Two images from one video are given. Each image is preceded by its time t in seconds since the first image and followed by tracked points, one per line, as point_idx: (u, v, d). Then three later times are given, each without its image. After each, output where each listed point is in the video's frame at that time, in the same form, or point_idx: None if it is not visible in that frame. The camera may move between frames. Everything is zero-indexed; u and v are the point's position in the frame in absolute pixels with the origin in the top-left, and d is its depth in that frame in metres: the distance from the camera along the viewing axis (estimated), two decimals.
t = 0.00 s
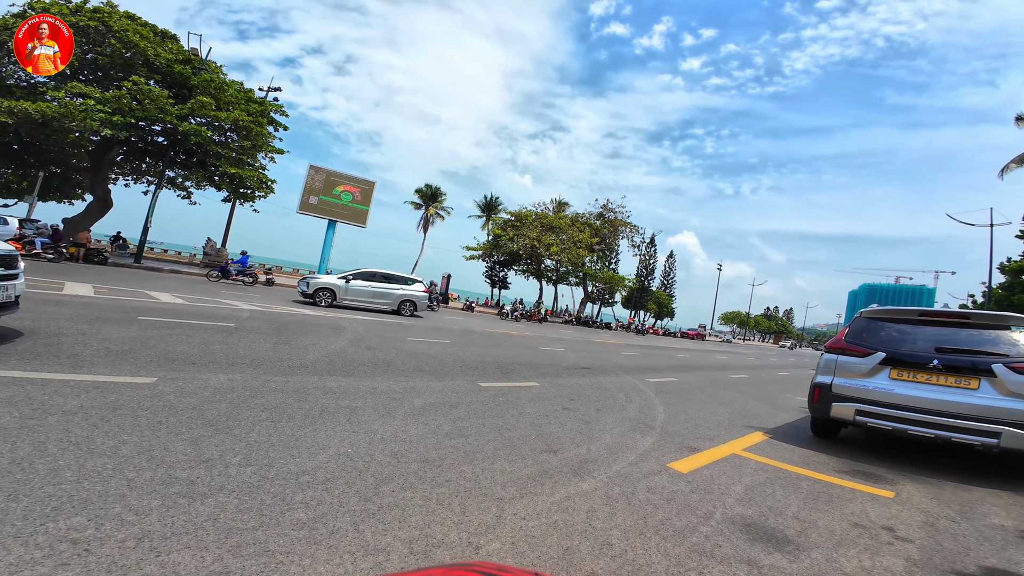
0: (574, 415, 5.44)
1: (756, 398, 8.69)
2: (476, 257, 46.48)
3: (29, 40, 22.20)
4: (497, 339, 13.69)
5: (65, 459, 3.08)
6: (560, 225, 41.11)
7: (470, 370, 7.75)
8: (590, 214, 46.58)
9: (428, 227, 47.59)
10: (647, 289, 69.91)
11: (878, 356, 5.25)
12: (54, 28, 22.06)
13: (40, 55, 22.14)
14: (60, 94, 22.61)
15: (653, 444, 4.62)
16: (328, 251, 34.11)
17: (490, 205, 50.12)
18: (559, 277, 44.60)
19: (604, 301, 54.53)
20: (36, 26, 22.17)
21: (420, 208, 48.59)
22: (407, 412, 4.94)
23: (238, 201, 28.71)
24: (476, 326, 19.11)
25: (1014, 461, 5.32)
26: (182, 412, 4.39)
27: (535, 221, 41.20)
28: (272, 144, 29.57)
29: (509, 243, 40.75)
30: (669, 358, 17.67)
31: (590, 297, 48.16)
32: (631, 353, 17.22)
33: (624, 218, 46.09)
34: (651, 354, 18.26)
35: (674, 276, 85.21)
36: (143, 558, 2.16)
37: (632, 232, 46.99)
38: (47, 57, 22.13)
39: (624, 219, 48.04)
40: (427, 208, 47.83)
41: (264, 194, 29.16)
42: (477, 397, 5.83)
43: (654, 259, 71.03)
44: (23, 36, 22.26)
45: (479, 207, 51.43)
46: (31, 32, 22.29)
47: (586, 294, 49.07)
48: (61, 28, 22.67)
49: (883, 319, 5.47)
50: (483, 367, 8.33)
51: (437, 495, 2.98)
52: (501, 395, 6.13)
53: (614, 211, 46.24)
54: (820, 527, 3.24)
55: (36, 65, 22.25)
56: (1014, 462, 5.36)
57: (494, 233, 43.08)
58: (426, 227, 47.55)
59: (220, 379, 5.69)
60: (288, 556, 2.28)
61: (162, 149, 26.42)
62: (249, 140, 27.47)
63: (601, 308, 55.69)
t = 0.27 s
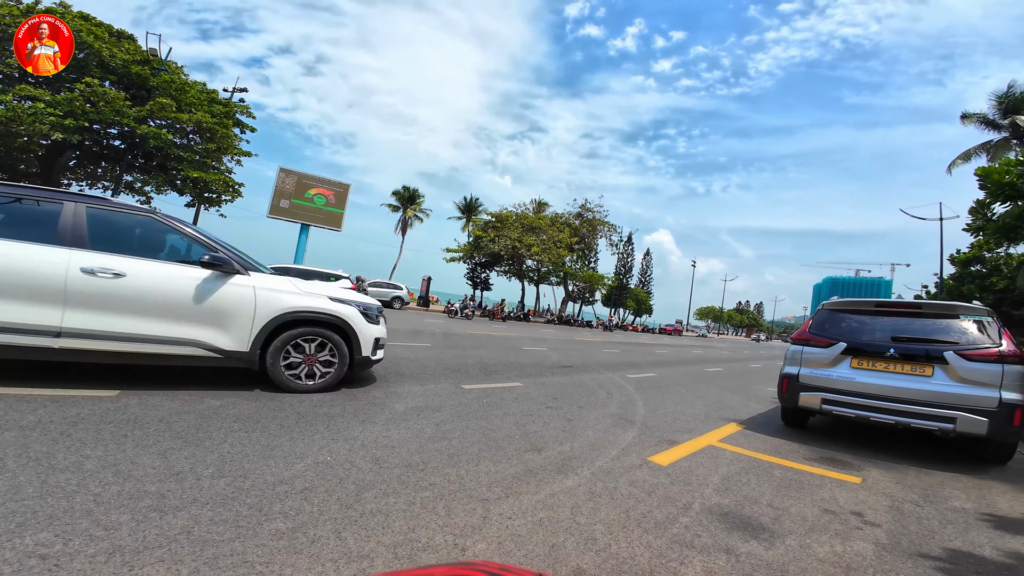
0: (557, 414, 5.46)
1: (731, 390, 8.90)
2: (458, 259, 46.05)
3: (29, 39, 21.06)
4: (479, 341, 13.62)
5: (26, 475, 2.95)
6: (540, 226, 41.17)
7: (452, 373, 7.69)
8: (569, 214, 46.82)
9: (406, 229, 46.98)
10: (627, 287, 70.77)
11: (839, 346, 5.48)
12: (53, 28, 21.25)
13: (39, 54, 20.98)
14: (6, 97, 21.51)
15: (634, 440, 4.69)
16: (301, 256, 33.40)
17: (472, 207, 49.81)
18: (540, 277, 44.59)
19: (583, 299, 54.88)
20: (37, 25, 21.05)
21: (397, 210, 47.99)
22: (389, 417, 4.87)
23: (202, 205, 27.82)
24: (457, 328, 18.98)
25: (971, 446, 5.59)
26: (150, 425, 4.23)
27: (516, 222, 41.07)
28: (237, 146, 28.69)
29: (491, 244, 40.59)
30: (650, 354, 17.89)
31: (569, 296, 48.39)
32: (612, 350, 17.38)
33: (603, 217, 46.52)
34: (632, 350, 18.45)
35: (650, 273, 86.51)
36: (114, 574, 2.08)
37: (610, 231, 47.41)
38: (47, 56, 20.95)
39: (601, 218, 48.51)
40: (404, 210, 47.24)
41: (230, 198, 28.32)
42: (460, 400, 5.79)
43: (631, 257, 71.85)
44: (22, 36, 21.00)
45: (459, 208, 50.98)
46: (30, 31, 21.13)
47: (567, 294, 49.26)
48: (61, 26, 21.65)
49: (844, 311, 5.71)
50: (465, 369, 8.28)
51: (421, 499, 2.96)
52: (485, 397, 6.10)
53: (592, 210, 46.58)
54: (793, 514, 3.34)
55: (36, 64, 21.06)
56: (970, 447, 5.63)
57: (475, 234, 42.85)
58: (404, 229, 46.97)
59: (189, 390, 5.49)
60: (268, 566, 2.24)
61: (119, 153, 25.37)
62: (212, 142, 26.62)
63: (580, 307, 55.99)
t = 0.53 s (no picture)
0: (539, 413, 5.47)
1: (706, 383, 9.12)
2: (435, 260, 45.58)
3: (28, 39, 21.61)
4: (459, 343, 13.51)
5: None
6: (519, 226, 41.15)
7: (434, 376, 7.62)
8: (547, 214, 46.96)
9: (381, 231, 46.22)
10: (604, 284, 71.51)
11: (801, 337, 5.72)
12: (53, 28, 21.85)
13: (40, 55, 21.58)
14: None
15: (615, 435, 4.74)
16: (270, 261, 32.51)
17: (449, 208, 49.40)
18: (521, 278, 44.41)
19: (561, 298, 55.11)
20: (36, 25, 21.65)
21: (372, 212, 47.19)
22: (369, 423, 4.78)
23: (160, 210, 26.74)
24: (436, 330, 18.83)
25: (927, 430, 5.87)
26: (114, 439, 4.05)
27: (495, 222, 40.91)
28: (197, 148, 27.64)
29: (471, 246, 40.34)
30: (630, 350, 18.08)
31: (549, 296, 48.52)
32: (592, 347, 17.52)
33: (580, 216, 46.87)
34: (612, 347, 18.62)
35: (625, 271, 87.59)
36: None
37: (588, 230, 47.78)
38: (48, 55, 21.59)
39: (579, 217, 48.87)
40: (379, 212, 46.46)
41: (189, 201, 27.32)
42: (442, 403, 5.75)
43: (608, 255, 72.53)
44: (22, 36, 21.48)
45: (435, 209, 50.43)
46: (30, 31, 21.68)
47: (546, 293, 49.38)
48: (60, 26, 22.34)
49: (805, 303, 5.94)
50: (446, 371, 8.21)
51: (404, 504, 2.93)
52: (467, 399, 6.06)
53: (570, 209, 46.87)
54: (766, 501, 3.46)
55: (35, 64, 21.64)
56: (927, 432, 5.91)
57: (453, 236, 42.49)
58: (379, 231, 46.25)
59: (151, 403, 5.25)
60: None
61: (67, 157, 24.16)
62: (170, 143, 25.58)
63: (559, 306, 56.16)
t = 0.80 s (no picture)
0: (520, 412, 5.46)
1: (680, 376, 9.31)
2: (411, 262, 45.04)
3: (29, 39, 21.12)
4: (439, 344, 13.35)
5: None
6: (497, 226, 41.05)
7: (415, 379, 7.53)
8: (526, 213, 47.00)
9: (355, 233, 45.28)
10: (582, 282, 72.07)
11: (766, 330, 5.92)
12: (53, 28, 21.38)
13: (40, 55, 21.39)
14: None
15: (595, 431, 4.79)
16: (236, 266, 31.53)
17: (426, 208, 48.72)
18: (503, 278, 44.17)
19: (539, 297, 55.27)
20: (36, 24, 21.16)
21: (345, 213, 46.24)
22: (347, 429, 4.70)
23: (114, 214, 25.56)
24: (413, 332, 18.62)
25: (886, 416, 6.14)
26: (73, 453, 3.86)
27: (473, 222, 40.65)
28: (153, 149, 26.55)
29: (449, 246, 39.96)
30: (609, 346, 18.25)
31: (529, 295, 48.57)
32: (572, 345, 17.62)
33: (558, 215, 47.14)
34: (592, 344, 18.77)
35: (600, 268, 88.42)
36: None
37: (566, 228, 48.04)
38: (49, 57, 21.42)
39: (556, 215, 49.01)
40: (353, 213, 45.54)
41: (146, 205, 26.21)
42: (422, 405, 5.69)
43: (585, 253, 73.09)
44: (21, 36, 20.97)
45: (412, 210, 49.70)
46: (30, 31, 21.21)
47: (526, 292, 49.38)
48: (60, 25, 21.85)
49: (769, 296, 6.16)
50: (427, 373, 8.14)
51: (386, 509, 2.89)
52: (449, 401, 6.01)
53: (548, 208, 47.08)
54: (741, 490, 3.55)
55: (35, 64, 21.49)
56: (886, 418, 6.19)
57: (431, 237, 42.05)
58: (354, 233, 45.33)
59: (112, 415, 5.01)
60: None
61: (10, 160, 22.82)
62: (123, 144, 24.47)
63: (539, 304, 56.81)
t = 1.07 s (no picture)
0: (505, 412, 5.47)
1: (659, 372, 9.46)
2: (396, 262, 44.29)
3: (28, 39, 20.62)
4: (421, 346, 13.24)
5: None
6: (479, 225, 40.87)
7: (399, 382, 7.46)
8: (508, 213, 46.94)
9: (330, 235, 44.47)
10: (564, 281, 72.37)
11: (739, 324, 6.08)
12: (53, 28, 20.40)
13: (40, 55, 21.19)
14: None
15: (578, 428, 4.83)
16: (204, 269, 30.61)
17: (404, 208, 48.11)
18: (485, 278, 43.99)
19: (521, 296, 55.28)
20: (36, 24, 20.47)
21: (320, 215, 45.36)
22: (330, 435, 4.61)
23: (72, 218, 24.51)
24: (392, 334, 18.41)
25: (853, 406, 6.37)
26: (38, 466, 3.70)
27: (457, 223, 40.47)
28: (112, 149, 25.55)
29: (429, 247, 39.58)
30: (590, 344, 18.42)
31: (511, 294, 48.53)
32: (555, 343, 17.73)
33: (540, 215, 47.27)
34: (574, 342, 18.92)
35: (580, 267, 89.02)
36: None
37: (548, 228, 48.21)
38: (48, 57, 21.14)
39: (538, 215, 49.11)
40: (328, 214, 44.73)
41: (107, 208, 25.21)
42: (406, 408, 5.64)
43: (566, 252, 73.47)
44: (21, 36, 20.48)
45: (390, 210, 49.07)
46: (31, 31, 20.54)
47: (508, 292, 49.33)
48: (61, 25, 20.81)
49: (741, 291, 6.33)
50: (410, 376, 8.07)
51: (371, 514, 2.86)
52: (433, 403, 5.97)
53: (530, 207, 47.18)
54: (719, 481, 3.64)
55: (36, 64, 21.60)
56: (853, 407, 6.42)
57: (411, 237, 41.59)
58: (330, 235, 44.57)
59: (76, 427, 4.79)
60: None
61: None
62: (80, 145, 23.45)
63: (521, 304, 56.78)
